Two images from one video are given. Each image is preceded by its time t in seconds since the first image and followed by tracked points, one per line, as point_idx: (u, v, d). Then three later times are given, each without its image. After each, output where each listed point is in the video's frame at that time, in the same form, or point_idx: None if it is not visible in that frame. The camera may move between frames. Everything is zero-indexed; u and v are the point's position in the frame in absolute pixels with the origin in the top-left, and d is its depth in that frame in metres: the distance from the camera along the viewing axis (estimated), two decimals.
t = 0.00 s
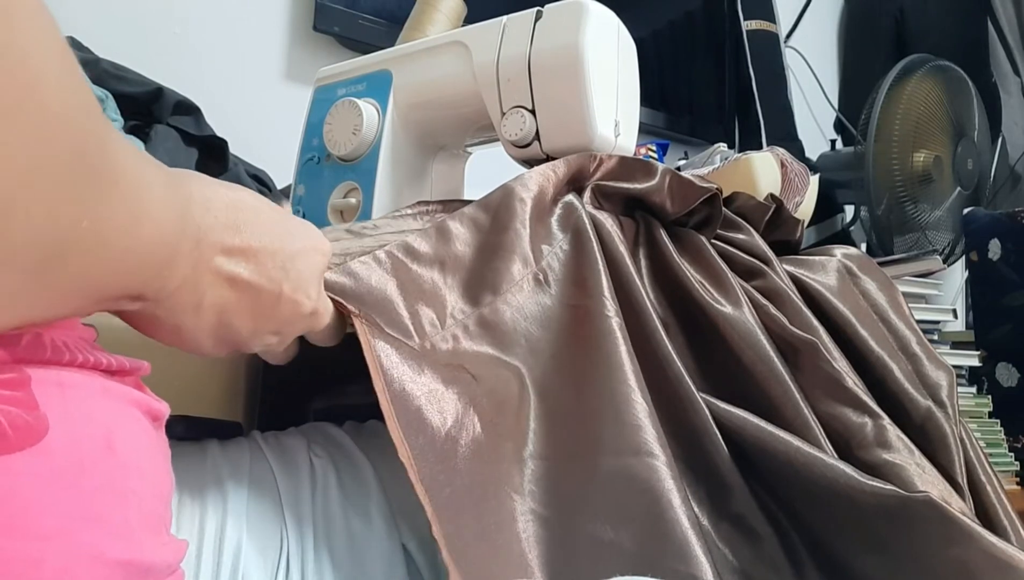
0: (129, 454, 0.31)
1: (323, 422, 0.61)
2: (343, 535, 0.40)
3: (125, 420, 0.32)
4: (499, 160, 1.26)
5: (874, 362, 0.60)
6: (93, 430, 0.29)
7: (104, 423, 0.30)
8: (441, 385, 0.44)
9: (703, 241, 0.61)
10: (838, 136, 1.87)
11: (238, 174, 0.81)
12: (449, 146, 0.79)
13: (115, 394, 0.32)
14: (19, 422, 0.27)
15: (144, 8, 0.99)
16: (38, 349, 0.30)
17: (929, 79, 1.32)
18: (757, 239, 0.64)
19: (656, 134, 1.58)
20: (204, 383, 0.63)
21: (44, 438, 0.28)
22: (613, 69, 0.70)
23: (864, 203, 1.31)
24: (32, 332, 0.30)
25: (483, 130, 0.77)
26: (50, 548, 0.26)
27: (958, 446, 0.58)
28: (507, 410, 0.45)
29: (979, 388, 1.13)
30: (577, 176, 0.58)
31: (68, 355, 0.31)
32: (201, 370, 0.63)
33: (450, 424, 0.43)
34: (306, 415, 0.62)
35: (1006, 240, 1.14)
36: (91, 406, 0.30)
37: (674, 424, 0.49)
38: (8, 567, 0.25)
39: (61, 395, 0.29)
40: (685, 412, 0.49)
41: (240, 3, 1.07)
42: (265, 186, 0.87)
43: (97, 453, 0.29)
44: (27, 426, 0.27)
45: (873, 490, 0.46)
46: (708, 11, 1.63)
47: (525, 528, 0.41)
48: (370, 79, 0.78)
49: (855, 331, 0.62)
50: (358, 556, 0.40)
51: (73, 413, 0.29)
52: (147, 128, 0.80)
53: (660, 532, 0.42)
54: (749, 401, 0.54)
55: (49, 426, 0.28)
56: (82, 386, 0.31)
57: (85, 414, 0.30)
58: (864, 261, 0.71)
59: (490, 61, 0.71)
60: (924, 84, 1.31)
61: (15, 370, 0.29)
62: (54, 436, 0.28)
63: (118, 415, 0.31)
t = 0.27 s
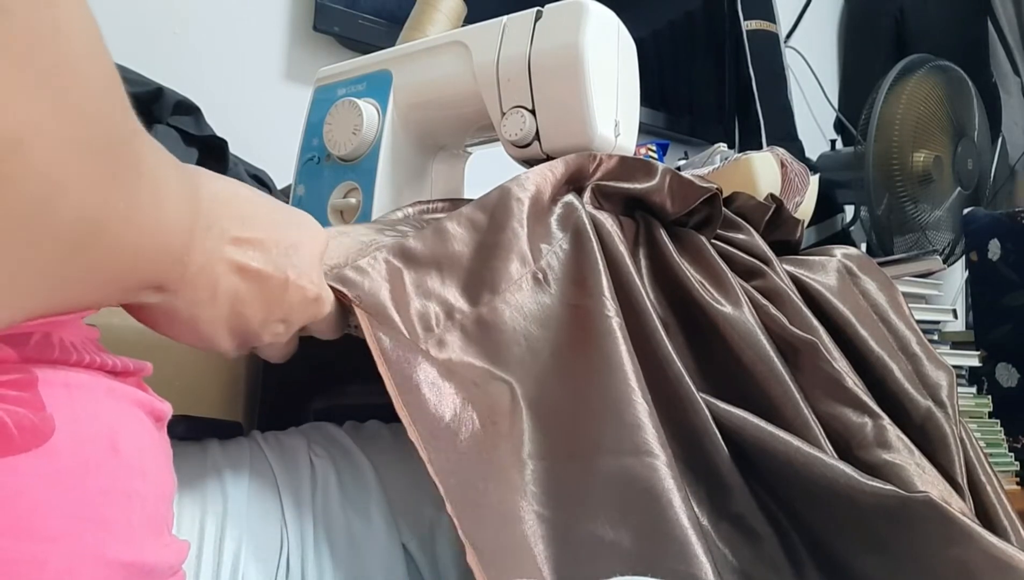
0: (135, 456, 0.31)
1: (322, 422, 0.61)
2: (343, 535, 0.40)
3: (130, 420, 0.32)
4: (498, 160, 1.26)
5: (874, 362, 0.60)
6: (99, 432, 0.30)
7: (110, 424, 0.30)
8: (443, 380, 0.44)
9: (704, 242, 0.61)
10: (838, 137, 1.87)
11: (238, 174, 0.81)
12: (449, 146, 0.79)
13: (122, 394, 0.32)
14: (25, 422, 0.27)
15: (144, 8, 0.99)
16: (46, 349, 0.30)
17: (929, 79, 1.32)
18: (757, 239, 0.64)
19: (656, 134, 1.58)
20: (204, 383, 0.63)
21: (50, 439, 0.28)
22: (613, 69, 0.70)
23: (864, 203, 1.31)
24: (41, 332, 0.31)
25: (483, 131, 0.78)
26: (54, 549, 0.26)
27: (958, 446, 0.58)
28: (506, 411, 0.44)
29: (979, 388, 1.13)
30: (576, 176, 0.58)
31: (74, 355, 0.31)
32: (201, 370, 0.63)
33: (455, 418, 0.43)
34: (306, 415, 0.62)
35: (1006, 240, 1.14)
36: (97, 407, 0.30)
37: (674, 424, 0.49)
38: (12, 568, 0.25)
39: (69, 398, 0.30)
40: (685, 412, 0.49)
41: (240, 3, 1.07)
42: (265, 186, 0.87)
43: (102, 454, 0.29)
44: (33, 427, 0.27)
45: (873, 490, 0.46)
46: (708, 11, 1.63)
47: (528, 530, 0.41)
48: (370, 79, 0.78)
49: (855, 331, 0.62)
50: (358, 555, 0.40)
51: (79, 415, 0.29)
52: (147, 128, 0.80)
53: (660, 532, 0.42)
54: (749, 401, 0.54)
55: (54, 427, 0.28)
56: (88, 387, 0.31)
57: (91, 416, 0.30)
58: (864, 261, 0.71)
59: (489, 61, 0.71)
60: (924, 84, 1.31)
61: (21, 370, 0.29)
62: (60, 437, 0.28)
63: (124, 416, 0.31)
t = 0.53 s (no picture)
0: (132, 457, 0.31)
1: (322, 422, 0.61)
2: (343, 535, 0.40)
3: (125, 422, 0.32)
4: (499, 160, 1.26)
5: (874, 363, 0.60)
6: (95, 433, 0.29)
7: (106, 425, 0.30)
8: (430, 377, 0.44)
9: (704, 241, 0.61)
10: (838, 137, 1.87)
11: (238, 174, 0.81)
12: (449, 146, 0.79)
13: (117, 395, 0.32)
14: (19, 423, 0.27)
15: (144, 8, 0.99)
16: (39, 350, 0.30)
17: (929, 79, 1.32)
18: (757, 239, 0.64)
19: (656, 134, 1.58)
20: (204, 383, 0.63)
21: (44, 440, 0.27)
22: (613, 70, 0.70)
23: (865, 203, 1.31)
24: (36, 334, 0.31)
25: (483, 131, 0.78)
26: (50, 551, 0.26)
27: (958, 446, 0.58)
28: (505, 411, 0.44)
29: (979, 388, 1.13)
30: (576, 176, 0.58)
31: (69, 357, 0.31)
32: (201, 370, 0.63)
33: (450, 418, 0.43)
34: (306, 415, 0.62)
35: (1006, 240, 1.13)
36: (93, 408, 0.30)
37: (675, 424, 0.49)
38: (7, 570, 0.25)
39: (64, 399, 0.30)
40: (686, 412, 0.49)
41: (241, 3, 1.07)
42: (265, 186, 0.87)
43: (98, 456, 0.29)
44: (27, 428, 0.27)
45: (873, 491, 0.46)
46: (708, 12, 1.63)
47: (540, 531, 0.41)
48: (370, 79, 0.78)
49: (855, 331, 0.62)
50: (358, 558, 0.40)
51: (75, 416, 0.29)
52: (147, 128, 0.80)
53: (660, 532, 0.41)
54: (749, 401, 0.54)
55: (50, 428, 0.28)
56: (82, 388, 0.31)
57: (87, 417, 0.30)
58: (864, 261, 0.71)
59: (490, 62, 0.71)
60: (924, 84, 1.31)
61: (16, 371, 0.29)
62: (56, 438, 0.28)
63: (119, 417, 0.31)
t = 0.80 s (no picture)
0: (133, 460, 0.31)
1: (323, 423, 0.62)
2: (343, 534, 0.40)
3: (128, 424, 0.32)
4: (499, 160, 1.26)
5: (874, 363, 0.60)
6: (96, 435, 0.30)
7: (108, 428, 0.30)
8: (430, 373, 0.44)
9: (704, 241, 0.61)
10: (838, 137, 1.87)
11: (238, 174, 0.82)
12: (449, 146, 0.79)
13: (120, 399, 0.33)
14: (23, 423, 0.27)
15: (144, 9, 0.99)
16: (46, 353, 0.31)
17: (929, 79, 1.32)
18: (757, 239, 0.64)
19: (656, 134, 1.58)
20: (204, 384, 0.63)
21: (46, 441, 0.28)
22: (613, 70, 0.70)
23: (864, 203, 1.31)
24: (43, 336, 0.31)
25: (483, 131, 0.78)
26: (51, 547, 0.26)
27: (958, 446, 0.58)
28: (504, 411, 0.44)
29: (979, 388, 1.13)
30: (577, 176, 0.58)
31: (74, 360, 0.32)
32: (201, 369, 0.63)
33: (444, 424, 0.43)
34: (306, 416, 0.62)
35: (1006, 239, 1.13)
36: (95, 411, 0.31)
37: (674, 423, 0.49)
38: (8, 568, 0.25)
39: (68, 401, 0.30)
40: (685, 412, 0.49)
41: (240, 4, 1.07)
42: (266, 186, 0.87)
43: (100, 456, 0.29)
44: (31, 427, 0.27)
45: (873, 491, 0.46)
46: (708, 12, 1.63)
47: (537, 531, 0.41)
48: (370, 79, 0.78)
49: (855, 331, 0.62)
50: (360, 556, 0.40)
51: (78, 418, 0.30)
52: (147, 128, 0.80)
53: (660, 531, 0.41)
54: (748, 401, 0.54)
55: (53, 430, 0.28)
56: (88, 390, 0.31)
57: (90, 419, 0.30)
58: (864, 261, 0.71)
59: (489, 62, 0.71)
60: (924, 84, 1.31)
61: (22, 371, 0.29)
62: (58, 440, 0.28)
63: (122, 419, 0.32)
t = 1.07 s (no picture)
0: (139, 464, 0.31)
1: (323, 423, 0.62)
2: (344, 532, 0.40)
3: (135, 428, 0.32)
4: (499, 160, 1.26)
5: (874, 363, 0.60)
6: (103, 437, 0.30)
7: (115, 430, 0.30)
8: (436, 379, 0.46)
9: (704, 242, 0.61)
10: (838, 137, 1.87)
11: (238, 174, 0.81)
12: (449, 146, 0.79)
13: (128, 402, 0.33)
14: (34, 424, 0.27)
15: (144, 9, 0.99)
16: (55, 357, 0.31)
17: (929, 79, 1.32)
18: (757, 239, 0.64)
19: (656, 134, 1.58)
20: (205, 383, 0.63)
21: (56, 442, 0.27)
22: (613, 70, 0.70)
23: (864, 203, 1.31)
24: (52, 341, 0.31)
25: (483, 131, 0.78)
26: (60, 548, 0.26)
27: (958, 446, 0.58)
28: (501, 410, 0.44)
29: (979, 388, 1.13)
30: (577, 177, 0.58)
31: (82, 364, 0.32)
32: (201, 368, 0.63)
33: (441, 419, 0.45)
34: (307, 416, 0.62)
35: (1006, 239, 1.13)
36: (103, 413, 0.31)
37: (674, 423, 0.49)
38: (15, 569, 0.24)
39: (78, 403, 0.30)
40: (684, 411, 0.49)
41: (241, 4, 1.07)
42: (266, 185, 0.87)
43: (107, 459, 0.29)
44: (41, 430, 0.27)
45: (873, 490, 0.46)
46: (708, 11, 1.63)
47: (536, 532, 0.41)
48: (370, 79, 0.78)
49: (855, 331, 0.62)
50: (371, 556, 0.39)
51: (86, 419, 0.29)
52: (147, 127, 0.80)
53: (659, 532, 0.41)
54: (748, 401, 0.54)
55: (62, 431, 0.28)
56: (96, 393, 0.31)
57: (97, 421, 0.30)
58: (864, 261, 0.71)
59: (489, 62, 0.71)
60: (924, 85, 1.31)
61: (31, 372, 0.29)
62: (68, 440, 0.28)
63: (128, 422, 0.32)
